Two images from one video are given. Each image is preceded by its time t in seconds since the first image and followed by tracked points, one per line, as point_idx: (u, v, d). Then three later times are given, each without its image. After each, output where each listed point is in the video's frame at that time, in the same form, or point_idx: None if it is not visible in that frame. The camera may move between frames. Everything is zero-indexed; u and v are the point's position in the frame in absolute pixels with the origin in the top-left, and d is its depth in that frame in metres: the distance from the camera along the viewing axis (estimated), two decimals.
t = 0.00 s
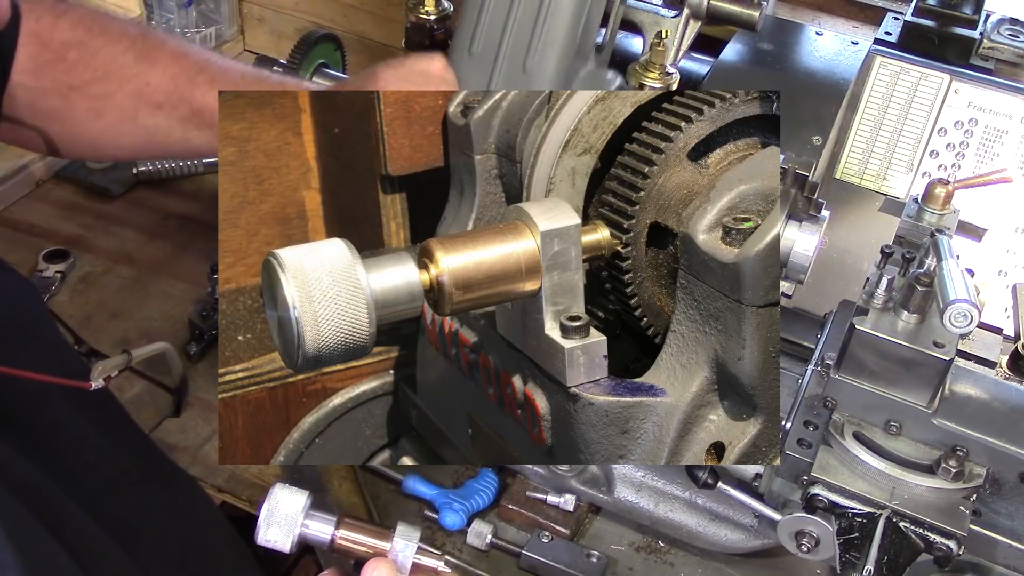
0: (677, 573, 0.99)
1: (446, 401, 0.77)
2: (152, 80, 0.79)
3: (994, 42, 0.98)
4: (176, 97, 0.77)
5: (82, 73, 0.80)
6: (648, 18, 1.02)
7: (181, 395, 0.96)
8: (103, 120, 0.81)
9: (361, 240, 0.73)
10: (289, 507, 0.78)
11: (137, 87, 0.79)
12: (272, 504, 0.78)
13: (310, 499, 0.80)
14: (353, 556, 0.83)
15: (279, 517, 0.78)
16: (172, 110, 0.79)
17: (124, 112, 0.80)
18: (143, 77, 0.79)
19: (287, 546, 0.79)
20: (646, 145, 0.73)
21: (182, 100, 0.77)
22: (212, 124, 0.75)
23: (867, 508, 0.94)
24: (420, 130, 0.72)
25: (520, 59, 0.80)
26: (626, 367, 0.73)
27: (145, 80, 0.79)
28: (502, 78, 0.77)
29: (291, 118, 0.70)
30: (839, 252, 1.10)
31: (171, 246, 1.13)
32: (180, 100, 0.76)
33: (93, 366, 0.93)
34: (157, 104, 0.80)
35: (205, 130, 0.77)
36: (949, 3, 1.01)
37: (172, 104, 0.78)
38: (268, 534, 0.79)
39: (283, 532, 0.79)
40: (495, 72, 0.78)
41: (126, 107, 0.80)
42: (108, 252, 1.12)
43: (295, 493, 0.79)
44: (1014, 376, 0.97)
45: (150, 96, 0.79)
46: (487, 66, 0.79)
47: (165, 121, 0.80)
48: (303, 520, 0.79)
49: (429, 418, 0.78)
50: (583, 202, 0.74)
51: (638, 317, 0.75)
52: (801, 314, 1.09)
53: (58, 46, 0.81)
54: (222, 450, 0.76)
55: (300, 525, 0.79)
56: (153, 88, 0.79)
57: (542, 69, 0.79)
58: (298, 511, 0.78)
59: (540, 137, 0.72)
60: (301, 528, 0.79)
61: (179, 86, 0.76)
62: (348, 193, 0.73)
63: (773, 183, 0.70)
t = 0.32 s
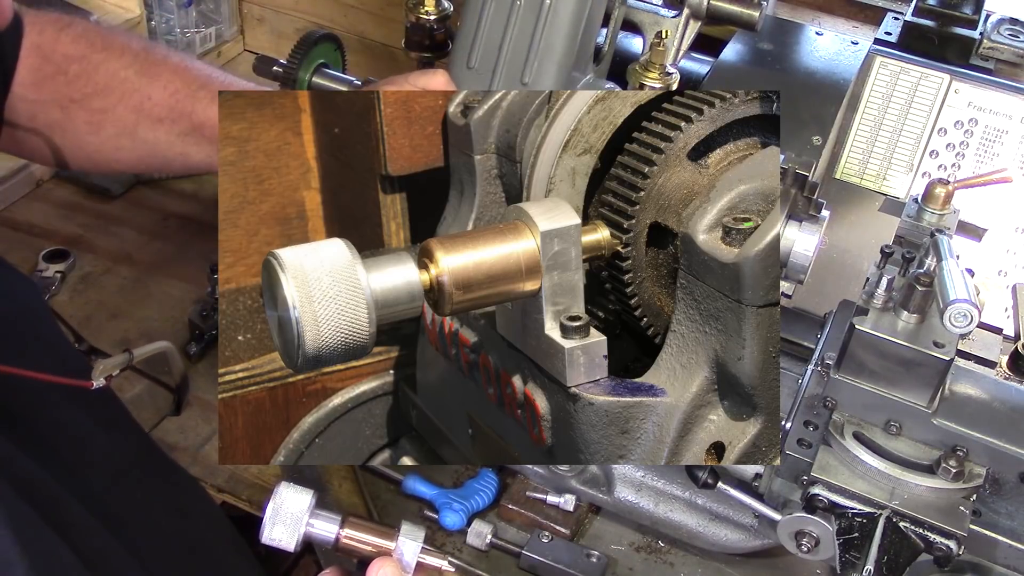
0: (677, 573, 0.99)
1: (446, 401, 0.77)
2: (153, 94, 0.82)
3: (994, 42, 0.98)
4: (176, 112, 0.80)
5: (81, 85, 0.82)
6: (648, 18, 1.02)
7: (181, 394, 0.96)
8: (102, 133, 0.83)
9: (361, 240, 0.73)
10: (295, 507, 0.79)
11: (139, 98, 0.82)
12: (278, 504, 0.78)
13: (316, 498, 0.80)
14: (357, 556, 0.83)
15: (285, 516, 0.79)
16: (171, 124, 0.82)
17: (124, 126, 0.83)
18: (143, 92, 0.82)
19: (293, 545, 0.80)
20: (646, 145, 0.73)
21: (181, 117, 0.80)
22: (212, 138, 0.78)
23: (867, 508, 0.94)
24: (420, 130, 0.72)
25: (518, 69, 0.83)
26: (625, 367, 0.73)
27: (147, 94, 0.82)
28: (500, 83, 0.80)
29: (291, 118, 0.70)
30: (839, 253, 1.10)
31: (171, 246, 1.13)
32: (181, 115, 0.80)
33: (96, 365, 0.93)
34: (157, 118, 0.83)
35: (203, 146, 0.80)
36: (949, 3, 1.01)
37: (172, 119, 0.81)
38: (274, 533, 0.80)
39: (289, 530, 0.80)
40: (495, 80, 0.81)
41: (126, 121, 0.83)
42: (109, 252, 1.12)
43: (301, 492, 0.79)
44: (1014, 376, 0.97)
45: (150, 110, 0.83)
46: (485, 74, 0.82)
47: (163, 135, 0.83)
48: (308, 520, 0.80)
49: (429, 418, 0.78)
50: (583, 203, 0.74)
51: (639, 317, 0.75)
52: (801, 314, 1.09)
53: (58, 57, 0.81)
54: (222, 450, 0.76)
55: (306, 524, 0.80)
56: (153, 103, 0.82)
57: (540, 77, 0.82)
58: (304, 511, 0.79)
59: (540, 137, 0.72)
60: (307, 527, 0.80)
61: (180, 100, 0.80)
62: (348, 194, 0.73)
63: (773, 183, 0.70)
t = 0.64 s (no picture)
0: (677, 573, 0.99)
1: (446, 401, 0.77)
2: (151, 78, 0.82)
3: (994, 42, 0.98)
4: (175, 95, 0.81)
5: (83, 71, 0.82)
6: (648, 18, 1.02)
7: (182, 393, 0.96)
8: (104, 119, 0.84)
9: (361, 240, 0.73)
10: (294, 509, 0.79)
11: (139, 85, 0.82)
12: (277, 505, 0.78)
13: (313, 501, 0.80)
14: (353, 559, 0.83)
15: (284, 518, 0.79)
16: (171, 108, 0.82)
17: (125, 110, 0.83)
18: (142, 77, 0.82)
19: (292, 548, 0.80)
20: (646, 145, 0.73)
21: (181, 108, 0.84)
22: (211, 121, 0.79)
23: (867, 508, 0.94)
24: (420, 130, 0.72)
25: (517, 69, 0.83)
26: (626, 367, 0.73)
27: (145, 79, 0.82)
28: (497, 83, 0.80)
29: (291, 118, 0.70)
30: (839, 253, 1.10)
31: (172, 246, 1.14)
32: (178, 98, 0.80)
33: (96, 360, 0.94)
34: (157, 102, 0.83)
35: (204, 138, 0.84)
36: (949, 3, 1.01)
37: (171, 102, 0.81)
38: (272, 535, 0.80)
39: (287, 533, 0.80)
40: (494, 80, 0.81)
41: (127, 106, 0.83)
42: (110, 252, 1.12)
43: (299, 495, 0.79)
44: (1014, 376, 0.97)
45: (150, 94, 0.83)
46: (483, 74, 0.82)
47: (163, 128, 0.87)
48: (307, 522, 0.80)
49: (429, 418, 0.78)
50: (583, 202, 0.74)
51: (639, 317, 0.75)
52: (801, 314, 1.09)
53: (59, 44, 0.82)
54: (222, 450, 0.76)
55: (305, 526, 0.80)
56: (152, 87, 0.82)
57: (539, 76, 0.82)
58: (303, 513, 0.79)
59: (540, 137, 0.72)
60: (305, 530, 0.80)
61: (178, 84, 0.80)
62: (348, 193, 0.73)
63: (773, 183, 0.70)
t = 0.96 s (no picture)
0: (677, 573, 0.98)
1: (447, 401, 0.77)
2: (158, 98, 0.72)
3: (994, 42, 0.98)
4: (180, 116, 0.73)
5: (74, 87, 0.73)
6: (648, 18, 1.02)
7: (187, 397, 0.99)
8: (106, 135, 0.74)
9: (361, 240, 0.74)
10: (305, 519, 0.82)
11: (144, 104, 0.72)
12: (289, 514, 0.81)
13: (326, 511, 0.83)
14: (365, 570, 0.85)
15: (296, 529, 0.82)
16: (177, 129, 0.73)
17: (127, 129, 0.73)
18: (148, 95, 0.72)
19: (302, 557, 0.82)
20: (646, 144, 0.73)
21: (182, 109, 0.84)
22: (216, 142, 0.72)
23: (867, 507, 0.94)
24: (420, 130, 0.71)
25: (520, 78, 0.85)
26: (626, 367, 0.73)
27: (151, 97, 0.72)
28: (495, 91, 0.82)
29: (291, 118, 0.70)
30: (839, 252, 1.10)
31: (172, 246, 1.14)
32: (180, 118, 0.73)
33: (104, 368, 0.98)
34: (162, 121, 0.73)
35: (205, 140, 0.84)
36: (949, 3, 1.01)
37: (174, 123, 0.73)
38: (282, 544, 0.82)
39: (297, 542, 0.82)
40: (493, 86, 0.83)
41: (129, 123, 0.72)
42: (110, 252, 1.13)
43: (311, 504, 0.82)
44: (1014, 376, 0.97)
45: (155, 112, 0.73)
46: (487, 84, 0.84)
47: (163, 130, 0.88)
48: (317, 532, 0.82)
49: (429, 418, 0.78)
50: (583, 203, 0.74)
51: (639, 317, 0.75)
52: (801, 314, 1.09)
53: (65, 59, 0.73)
54: (222, 450, 0.75)
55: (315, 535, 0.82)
56: (158, 106, 0.72)
57: (540, 86, 0.84)
58: (314, 522, 0.81)
59: (540, 137, 0.72)
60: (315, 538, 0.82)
61: (182, 104, 0.72)
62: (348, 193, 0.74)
63: (773, 183, 0.70)
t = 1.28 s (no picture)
0: (677, 573, 0.99)
1: (446, 401, 0.77)
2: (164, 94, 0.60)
3: (994, 42, 0.98)
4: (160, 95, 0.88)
5: (62, 59, 0.86)
6: (648, 18, 1.02)
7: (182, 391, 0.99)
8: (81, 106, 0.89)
9: (361, 240, 0.74)
10: (292, 509, 0.79)
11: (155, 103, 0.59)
12: (275, 505, 0.78)
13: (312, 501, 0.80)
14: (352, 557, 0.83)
15: (283, 519, 0.79)
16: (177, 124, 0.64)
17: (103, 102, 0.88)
18: (125, 70, 0.87)
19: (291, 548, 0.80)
20: (646, 145, 0.73)
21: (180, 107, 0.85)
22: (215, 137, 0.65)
23: (868, 508, 0.94)
24: (420, 130, 0.71)
25: (517, 78, 0.85)
26: (626, 367, 0.73)
27: (127, 72, 0.87)
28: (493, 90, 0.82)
29: (291, 118, 0.70)
30: (839, 252, 1.10)
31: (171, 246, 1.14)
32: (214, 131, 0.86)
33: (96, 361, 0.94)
34: (135, 98, 0.88)
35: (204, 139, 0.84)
36: (949, 3, 1.01)
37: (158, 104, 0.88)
38: (270, 536, 0.79)
39: (286, 533, 0.80)
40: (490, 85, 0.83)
41: (105, 97, 0.88)
42: (110, 253, 1.13)
43: (297, 494, 0.79)
44: (1014, 376, 0.97)
45: (129, 88, 0.88)
46: (485, 83, 0.83)
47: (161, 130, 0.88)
48: (304, 522, 0.79)
49: (429, 418, 0.78)
50: (583, 203, 0.74)
51: (639, 317, 0.75)
52: (801, 314, 1.10)
53: (40, 28, 0.85)
54: (222, 450, 0.75)
55: (302, 526, 0.80)
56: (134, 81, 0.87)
57: (539, 86, 0.84)
58: (301, 512, 0.79)
59: (540, 137, 0.72)
60: (302, 529, 0.80)
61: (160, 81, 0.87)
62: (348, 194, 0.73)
63: (773, 183, 0.70)
